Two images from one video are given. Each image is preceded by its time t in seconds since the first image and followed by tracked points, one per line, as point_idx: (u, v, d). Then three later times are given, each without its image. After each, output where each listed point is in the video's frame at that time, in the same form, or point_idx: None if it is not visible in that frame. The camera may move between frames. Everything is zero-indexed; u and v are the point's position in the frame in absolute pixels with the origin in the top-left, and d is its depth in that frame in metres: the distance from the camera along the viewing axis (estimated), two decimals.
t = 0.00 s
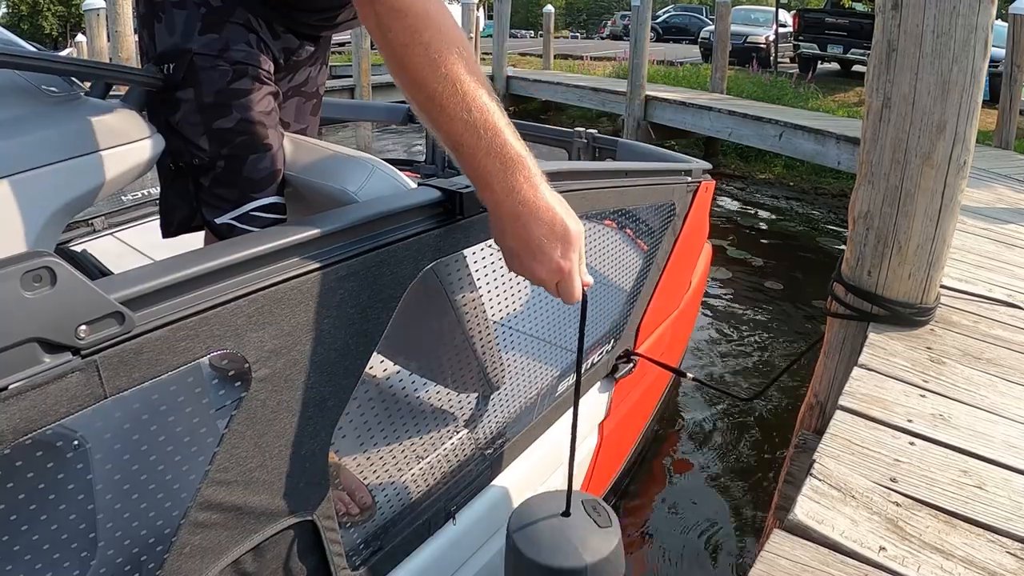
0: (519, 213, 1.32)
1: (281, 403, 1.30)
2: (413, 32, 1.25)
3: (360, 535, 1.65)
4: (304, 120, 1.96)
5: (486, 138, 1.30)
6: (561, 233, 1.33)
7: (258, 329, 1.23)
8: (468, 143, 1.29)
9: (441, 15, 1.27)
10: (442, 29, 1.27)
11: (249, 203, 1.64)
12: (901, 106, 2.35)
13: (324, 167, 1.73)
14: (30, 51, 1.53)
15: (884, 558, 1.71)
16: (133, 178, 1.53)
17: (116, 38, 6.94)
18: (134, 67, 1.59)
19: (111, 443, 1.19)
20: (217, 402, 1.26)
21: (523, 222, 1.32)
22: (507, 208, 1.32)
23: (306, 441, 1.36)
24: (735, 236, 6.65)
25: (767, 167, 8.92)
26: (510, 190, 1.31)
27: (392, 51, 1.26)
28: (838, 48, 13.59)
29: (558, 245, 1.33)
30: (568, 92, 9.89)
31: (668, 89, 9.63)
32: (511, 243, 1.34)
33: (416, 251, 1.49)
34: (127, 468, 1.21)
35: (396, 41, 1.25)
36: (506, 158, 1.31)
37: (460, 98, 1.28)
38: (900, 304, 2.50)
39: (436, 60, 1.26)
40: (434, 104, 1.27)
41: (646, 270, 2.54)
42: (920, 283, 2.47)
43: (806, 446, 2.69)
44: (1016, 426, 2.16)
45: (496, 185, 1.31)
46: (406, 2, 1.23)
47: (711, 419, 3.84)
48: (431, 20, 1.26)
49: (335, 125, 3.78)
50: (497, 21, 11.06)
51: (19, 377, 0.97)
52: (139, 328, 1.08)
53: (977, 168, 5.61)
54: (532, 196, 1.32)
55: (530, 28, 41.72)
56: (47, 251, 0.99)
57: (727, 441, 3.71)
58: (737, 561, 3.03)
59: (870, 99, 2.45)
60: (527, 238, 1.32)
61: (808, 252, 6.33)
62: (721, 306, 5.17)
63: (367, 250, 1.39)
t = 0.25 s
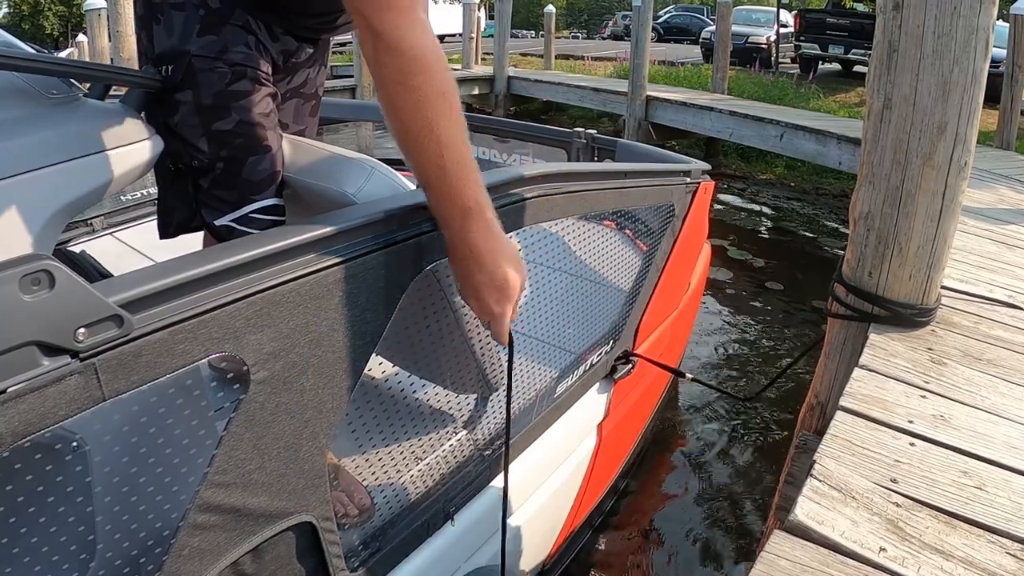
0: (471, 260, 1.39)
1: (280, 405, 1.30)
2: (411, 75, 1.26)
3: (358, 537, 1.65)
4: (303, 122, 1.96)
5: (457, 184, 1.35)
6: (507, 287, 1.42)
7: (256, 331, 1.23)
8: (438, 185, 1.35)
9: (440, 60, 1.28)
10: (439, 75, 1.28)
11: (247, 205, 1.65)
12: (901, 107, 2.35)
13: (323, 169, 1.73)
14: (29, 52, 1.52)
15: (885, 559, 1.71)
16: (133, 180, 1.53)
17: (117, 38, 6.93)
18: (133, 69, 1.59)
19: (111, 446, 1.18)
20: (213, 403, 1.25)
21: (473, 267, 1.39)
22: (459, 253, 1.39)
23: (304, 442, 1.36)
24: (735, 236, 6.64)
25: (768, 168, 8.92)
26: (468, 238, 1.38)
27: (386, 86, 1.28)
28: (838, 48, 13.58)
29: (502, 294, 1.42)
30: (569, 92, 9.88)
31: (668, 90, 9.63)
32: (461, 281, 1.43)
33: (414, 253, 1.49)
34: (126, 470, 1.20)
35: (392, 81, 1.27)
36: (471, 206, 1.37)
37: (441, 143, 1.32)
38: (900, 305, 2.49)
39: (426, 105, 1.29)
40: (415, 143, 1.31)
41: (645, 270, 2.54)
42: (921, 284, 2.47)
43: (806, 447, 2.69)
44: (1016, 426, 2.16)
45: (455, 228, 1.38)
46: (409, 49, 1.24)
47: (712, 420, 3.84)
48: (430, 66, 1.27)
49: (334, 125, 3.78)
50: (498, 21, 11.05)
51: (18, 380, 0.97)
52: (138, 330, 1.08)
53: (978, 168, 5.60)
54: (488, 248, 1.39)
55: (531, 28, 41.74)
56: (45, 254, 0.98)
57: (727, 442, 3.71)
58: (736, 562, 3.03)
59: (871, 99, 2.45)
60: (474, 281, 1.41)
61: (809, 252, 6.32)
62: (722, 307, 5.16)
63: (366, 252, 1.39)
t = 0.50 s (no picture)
0: (462, 262, 1.42)
1: (279, 405, 1.30)
2: (411, 80, 1.29)
3: (357, 537, 1.65)
4: (303, 122, 1.96)
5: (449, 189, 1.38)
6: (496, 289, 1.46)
7: (256, 331, 1.23)
8: (432, 189, 1.37)
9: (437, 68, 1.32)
10: (436, 82, 1.32)
11: (247, 205, 1.65)
12: (903, 107, 2.34)
13: (323, 169, 1.73)
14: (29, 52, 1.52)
15: (886, 559, 1.71)
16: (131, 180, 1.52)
17: (118, 38, 6.94)
18: (133, 69, 1.59)
19: (109, 445, 1.18)
20: (212, 403, 1.24)
21: (464, 269, 1.42)
22: (451, 256, 1.42)
23: (303, 442, 1.36)
24: (736, 236, 6.64)
25: (769, 168, 8.92)
26: (461, 242, 1.41)
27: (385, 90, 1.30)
28: (840, 49, 13.57)
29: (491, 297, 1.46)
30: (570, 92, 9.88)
31: (669, 90, 9.62)
32: (449, 285, 1.45)
33: (414, 253, 1.48)
34: (125, 470, 1.20)
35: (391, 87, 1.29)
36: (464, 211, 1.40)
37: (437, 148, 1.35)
38: (901, 305, 2.49)
39: (422, 112, 1.32)
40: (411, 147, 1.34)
41: (645, 271, 2.54)
42: (922, 284, 2.46)
43: (807, 447, 2.68)
44: (1018, 427, 2.15)
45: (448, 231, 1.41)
46: (409, 56, 1.27)
47: (713, 420, 3.84)
48: (429, 73, 1.30)
49: (335, 125, 3.78)
50: (499, 21, 11.05)
51: (16, 380, 0.97)
52: (137, 330, 1.08)
53: (979, 169, 5.59)
54: (480, 252, 1.42)
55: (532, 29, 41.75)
56: (44, 254, 0.98)
57: (728, 442, 3.70)
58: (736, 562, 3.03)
59: (872, 100, 2.45)
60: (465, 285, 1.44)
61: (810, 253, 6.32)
62: (722, 307, 5.16)
63: (366, 251, 1.39)
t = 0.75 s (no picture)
0: (459, 240, 1.37)
1: (277, 404, 1.30)
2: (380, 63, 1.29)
3: (356, 536, 1.65)
4: (302, 121, 1.96)
5: (433, 167, 1.35)
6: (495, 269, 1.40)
7: (254, 330, 1.23)
8: (415, 167, 1.34)
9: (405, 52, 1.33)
10: (405, 65, 1.32)
11: (247, 205, 1.65)
12: (903, 108, 2.34)
13: (322, 169, 1.73)
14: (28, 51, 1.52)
15: (886, 559, 1.71)
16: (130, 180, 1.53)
17: (120, 38, 6.94)
18: (132, 68, 1.59)
19: (108, 445, 1.18)
20: (212, 403, 1.25)
21: (461, 247, 1.37)
22: (450, 236, 1.37)
23: (302, 442, 1.36)
24: (737, 237, 6.64)
25: (770, 168, 8.91)
26: (455, 218, 1.37)
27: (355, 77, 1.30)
28: (841, 49, 13.56)
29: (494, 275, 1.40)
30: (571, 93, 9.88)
31: (670, 90, 9.62)
32: (448, 269, 1.38)
33: (413, 252, 1.48)
34: (123, 470, 1.20)
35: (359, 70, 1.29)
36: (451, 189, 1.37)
37: (415, 127, 1.33)
38: (902, 305, 2.49)
39: (392, 92, 1.31)
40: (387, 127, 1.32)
41: (644, 271, 2.54)
42: (923, 285, 2.46)
43: (808, 447, 2.68)
44: (1018, 428, 2.15)
45: (440, 210, 1.37)
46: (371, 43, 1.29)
47: (713, 420, 3.84)
48: (395, 53, 1.31)
49: (335, 125, 3.78)
50: (500, 21, 11.05)
51: (14, 378, 0.97)
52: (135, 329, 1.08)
53: (980, 169, 5.59)
54: (475, 229, 1.38)
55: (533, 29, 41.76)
56: (42, 252, 0.98)
57: (728, 442, 3.70)
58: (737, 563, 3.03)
59: (873, 100, 2.44)
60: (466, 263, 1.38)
61: (811, 253, 6.31)
62: (723, 307, 5.16)
63: (365, 250, 1.39)
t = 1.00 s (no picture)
0: (408, 89, 1.37)
1: (278, 404, 1.30)
2: None
3: (357, 536, 1.65)
4: (303, 122, 1.96)
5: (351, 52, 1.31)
6: (448, 82, 1.41)
7: (254, 330, 1.23)
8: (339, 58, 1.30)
9: None
10: None
11: (249, 204, 1.65)
12: (905, 108, 2.34)
13: (323, 169, 1.73)
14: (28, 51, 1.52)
15: (888, 559, 1.70)
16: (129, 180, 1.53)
17: (121, 38, 6.93)
18: (131, 67, 1.59)
19: (108, 445, 1.18)
20: (212, 403, 1.25)
21: (413, 94, 1.38)
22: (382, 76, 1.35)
23: (303, 442, 1.36)
24: (739, 237, 6.63)
25: (772, 168, 8.90)
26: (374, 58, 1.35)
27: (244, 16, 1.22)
28: (842, 49, 13.55)
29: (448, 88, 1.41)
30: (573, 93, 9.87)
31: (671, 90, 9.61)
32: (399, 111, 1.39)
33: (413, 252, 1.48)
34: (123, 471, 1.21)
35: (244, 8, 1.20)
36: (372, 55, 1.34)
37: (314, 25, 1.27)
38: (903, 305, 2.48)
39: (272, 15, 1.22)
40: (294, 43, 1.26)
41: (644, 270, 2.53)
42: (924, 285, 2.46)
43: (810, 447, 2.68)
44: (1020, 428, 2.14)
45: (376, 80, 1.35)
46: None
47: (713, 420, 3.83)
48: None
49: (336, 126, 3.77)
50: (501, 21, 11.05)
51: (14, 378, 0.96)
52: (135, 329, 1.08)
53: (982, 169, 5.58)
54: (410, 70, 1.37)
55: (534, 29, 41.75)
56: (42, 251, 0.98)
57: (729, 442, 3.70)
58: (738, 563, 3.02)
59: (874, 100, 2.44)
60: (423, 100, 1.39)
61: (812, 253, 6.31)
62: (724, 307, 5.15)
63: (365, 250, 1.39)
